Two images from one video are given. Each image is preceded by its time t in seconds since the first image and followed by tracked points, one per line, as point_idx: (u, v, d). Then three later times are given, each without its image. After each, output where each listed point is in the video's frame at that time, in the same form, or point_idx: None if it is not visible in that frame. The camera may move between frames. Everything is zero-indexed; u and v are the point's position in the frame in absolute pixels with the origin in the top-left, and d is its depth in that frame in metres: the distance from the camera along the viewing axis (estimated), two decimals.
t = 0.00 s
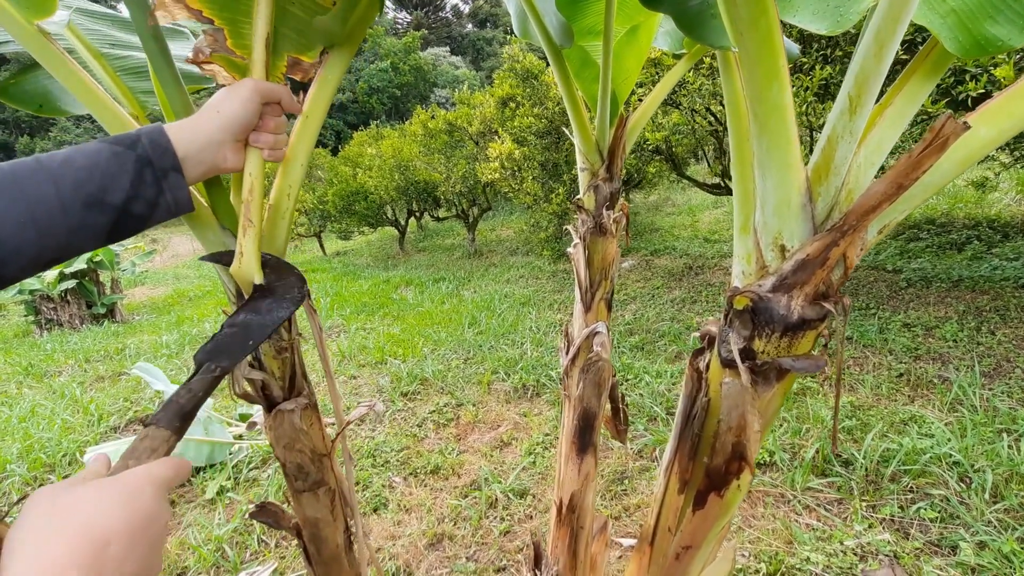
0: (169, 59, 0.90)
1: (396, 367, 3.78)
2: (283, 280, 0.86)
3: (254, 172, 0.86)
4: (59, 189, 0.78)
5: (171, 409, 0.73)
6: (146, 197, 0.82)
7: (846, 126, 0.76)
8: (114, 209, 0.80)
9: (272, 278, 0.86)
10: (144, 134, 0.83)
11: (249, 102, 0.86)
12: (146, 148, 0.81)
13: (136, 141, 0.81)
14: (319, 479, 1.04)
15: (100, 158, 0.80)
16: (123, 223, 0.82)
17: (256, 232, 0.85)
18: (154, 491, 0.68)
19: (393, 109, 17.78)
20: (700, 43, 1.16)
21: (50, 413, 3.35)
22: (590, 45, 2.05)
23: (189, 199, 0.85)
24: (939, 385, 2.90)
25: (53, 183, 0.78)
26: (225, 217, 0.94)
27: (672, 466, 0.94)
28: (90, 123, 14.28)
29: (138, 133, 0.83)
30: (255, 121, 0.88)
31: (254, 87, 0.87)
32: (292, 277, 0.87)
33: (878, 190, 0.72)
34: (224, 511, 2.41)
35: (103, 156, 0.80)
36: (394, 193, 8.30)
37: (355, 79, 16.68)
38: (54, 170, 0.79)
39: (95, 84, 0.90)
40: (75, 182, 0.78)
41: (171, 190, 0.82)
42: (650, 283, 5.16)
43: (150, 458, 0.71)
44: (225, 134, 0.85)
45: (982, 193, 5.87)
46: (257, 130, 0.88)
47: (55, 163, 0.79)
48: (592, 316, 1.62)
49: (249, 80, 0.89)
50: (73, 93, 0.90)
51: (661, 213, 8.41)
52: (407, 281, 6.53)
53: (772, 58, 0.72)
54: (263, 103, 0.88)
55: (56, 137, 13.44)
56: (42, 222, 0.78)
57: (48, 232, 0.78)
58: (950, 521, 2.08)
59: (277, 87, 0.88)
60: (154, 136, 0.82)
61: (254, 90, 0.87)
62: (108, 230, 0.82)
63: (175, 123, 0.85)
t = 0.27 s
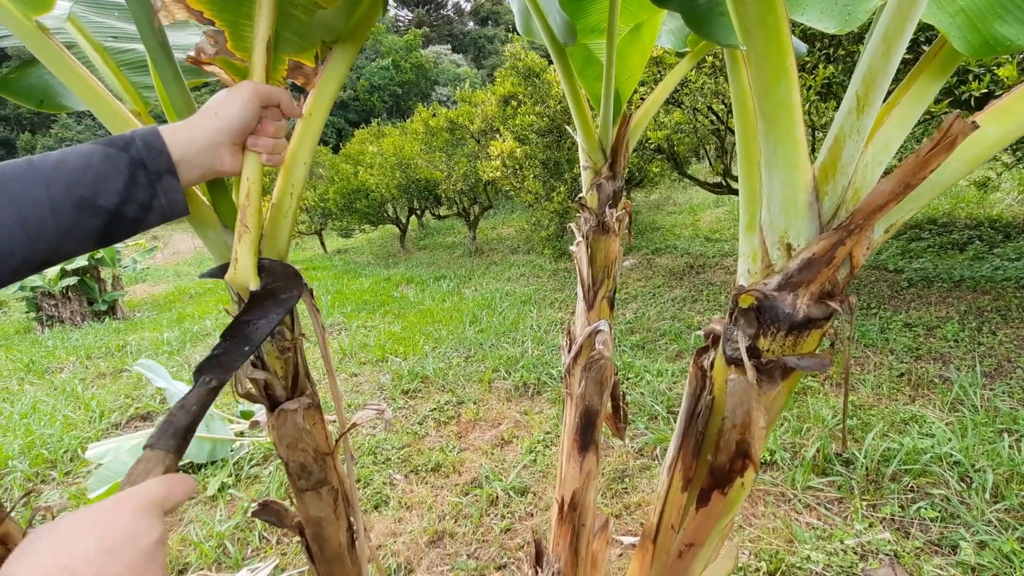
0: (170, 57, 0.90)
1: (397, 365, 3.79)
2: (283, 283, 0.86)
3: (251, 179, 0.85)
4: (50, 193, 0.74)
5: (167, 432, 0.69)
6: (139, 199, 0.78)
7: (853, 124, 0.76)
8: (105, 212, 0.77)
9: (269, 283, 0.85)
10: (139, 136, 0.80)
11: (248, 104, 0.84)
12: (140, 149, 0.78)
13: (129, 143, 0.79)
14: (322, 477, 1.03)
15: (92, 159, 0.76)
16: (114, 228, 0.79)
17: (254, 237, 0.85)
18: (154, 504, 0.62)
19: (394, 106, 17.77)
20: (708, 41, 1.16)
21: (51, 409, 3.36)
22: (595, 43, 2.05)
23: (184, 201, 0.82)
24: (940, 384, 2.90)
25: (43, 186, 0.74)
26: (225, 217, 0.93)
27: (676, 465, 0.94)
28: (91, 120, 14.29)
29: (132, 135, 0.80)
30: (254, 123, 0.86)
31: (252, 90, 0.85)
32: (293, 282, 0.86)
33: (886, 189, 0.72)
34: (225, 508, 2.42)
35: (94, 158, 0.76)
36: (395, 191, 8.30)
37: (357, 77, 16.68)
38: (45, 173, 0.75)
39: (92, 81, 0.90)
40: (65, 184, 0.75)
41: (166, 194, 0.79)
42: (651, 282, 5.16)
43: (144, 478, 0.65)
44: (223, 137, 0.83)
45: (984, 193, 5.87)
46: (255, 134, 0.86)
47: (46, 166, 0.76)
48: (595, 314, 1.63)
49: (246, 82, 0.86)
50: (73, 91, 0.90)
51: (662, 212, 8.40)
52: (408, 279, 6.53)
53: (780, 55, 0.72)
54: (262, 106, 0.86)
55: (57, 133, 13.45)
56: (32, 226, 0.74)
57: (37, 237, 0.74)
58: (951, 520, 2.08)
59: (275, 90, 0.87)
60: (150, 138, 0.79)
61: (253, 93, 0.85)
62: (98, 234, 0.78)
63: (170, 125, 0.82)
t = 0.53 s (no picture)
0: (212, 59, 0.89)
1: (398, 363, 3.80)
2: (281, 352, 0.89)
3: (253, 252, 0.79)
4: (51, 256, 0.70)
5: (159, 504, 0.74)
6: (140, 263, 0.74)
7: (851, 123, 0.77)
8: (105, 275, 0.72)
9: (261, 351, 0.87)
10: (144, 202, 0.76)
11: (252, 173, 0.80)
12: (145, 216, 0.75)
13: (134, 209, 0.75)
14: (346, 440, 1.11)
15: (94, 223, 0.72)
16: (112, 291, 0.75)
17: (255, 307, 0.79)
18: None
19: (395, 105, 17.76)
20: (705, 42, 1.18)
21: (53, 406, 3.37)
22: (597, 42, 2.05)
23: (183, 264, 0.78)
24: (940, 384, 2.91)
25: (45, 247, 0.70)
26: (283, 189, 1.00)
27: (676, 461, 0.95)
28: (93, 117, 14.30)
29: (138, 200, 0.76)
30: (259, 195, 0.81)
31: (261, 162, 0.81)
32: (290, 353, 0.89)
33: (884, 186, 0.72)
34: (227, 505, 2.43)
35: (98, 222, 0.73)
36: (396, 189, 8.30)
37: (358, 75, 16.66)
38: (46, 233, 0.70)
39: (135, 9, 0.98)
40: (62, 248, 0.70)
41: (165, 259, 0.76)
42: (651, 281, 5.17)
43: (135, 552, 0.71)
44: (226, 209, 0.78)
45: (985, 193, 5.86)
46: (260, 205, 0.81)
47: (47, 226, 0.71)
48: (595, 313, 1.64)
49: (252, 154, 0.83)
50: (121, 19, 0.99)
51: (663, 211, 8.40)
52: (408, 277, 6.54)
53: (780, 54, 0.73)
54: (267, 176, 0.81)
55: (58, 130, 13.45)
56: (29, 289, 0.68)
57: (32, 298, 0.69)
58: (949, 519, 2.09)
59: (283, 162, 0.83)
60: (154, 205, 0.76)
61: (259, 164, 0.80)
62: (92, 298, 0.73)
63: (177, 191, 0.79)
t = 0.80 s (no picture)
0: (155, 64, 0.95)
1: (399, 361, 3.80)
2: (272, 353, 0.91)
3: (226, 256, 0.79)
4: None
5: (154, 511, 0.78)
6: (95, 273, 0.74)
7: (850, 121, 0.77)
8: (58, 287, 0.73)
9: (257, 352, 0.90)
10: (97, 210, 0.77)
11: (208, 175, 0.78)
12: (97, 224, 0.75)
13: (87, 217, 0.75)
14: (345, 438, 1.11)
15: (46, 234, 0.73)
16: (67, 304, 0.75)
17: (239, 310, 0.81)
18: None
19: (396, 103, 17.74)
20: (701, 42, 1.19)
21: (54, 404, 3.37)
22: (597, 39, 2.05)
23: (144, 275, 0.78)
24: (940, 383, 2.91)
25: None
26: (280, 184, 1.05)
27: (675, 459, 0.95)
28: (94, 115, 14.31)
29: (90, 208, 0.77)
30: (219, 196, 0.80)
31: (218, 163, 0.79)
32: (282, 355, 0.92)
33: (883, 185, 0.72)
34: (227, 502, 2.44)
35: (50, 233, 0.73)
36: (397, 187, 8.29)
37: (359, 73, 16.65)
38: None
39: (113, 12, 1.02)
40: (14, 260, 0.71)
41: (122, 269, 0.76)
42: (652, 279, 5.16)
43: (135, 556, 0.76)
44: (186, 212, 0.78)
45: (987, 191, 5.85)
46: (226, 204, 0.81)
47: None
48: (595, 311, 1.63)
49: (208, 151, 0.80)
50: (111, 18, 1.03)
51: (664, 209, 8.39)
52: (409, 275, 6.54)
53: (779, 53, 0.72)
54: (225, 175, 0.80)
55: (59, 128, 13.44)
56: None
57: None
58: (949, 518, 2.09)
59: (246, 157, 0.81)
60: (109, 212, 0.76)
61: (215, 161, 0.79)
62: (51, 310, 0.74)
63: (133, 198, 0.79)
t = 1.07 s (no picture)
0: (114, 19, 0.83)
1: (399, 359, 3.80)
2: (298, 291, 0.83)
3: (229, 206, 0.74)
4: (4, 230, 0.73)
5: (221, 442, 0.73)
6: (95, 232, 0.77)
7: (849, 117, 0.77)
8: (62, 246, 0.76)
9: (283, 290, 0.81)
10: (95, 168, 0.79)
11: (197, 127, 0.75)
12: (95, 182, 0.77)
13: (85, 175, 0.78)
14: (349, 428, 1.12)
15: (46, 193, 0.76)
16: (74, 261, 0.78)
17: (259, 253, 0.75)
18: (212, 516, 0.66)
19: (396, 101, 17.73)
20: (701, 38, 1.18)
21: (56, 401, 3.38)
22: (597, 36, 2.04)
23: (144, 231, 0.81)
24: (941, 381, 2.90)
25: None
26: (289, 178, 1.05)
27: (674, 455, 0.95)
28: (95, 113, 14.33)
29: (88, 167, 0.79)
30: (211, 146, 0.77)
31: (203, 109, 0.75)
32: (308, 288, 0.84)
33: (881, 181, 0.72)
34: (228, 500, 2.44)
35: (50, 192, 0.76)
36: (397, 185, 8.28)
37: (360, 71, 16.64)
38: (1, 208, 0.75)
39: None
40: (17, 220, 0.74)
41: (123, 227, 0.78)
42: (653, 277, 5.16)
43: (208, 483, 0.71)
44: (180, 165, 0.77)
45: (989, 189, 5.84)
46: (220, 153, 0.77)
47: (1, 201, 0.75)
48: (595, 308, 1.63)
49: (189, 107, 0.75)
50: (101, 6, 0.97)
51: (665, 207, 8.38)
52: (409, 273, 6.54)
53: (777, 49, 0.72)
54: (214, 124, 0.76)
55: (60, 126, 13.44)
56: None
57: None
58: (950, 516, 2.09)
59: (231, 104, 0.77)
60: (105, 170, 0.78)
61: (201, 110, 0.75)
62: (56, 268, 0.77)
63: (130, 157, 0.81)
